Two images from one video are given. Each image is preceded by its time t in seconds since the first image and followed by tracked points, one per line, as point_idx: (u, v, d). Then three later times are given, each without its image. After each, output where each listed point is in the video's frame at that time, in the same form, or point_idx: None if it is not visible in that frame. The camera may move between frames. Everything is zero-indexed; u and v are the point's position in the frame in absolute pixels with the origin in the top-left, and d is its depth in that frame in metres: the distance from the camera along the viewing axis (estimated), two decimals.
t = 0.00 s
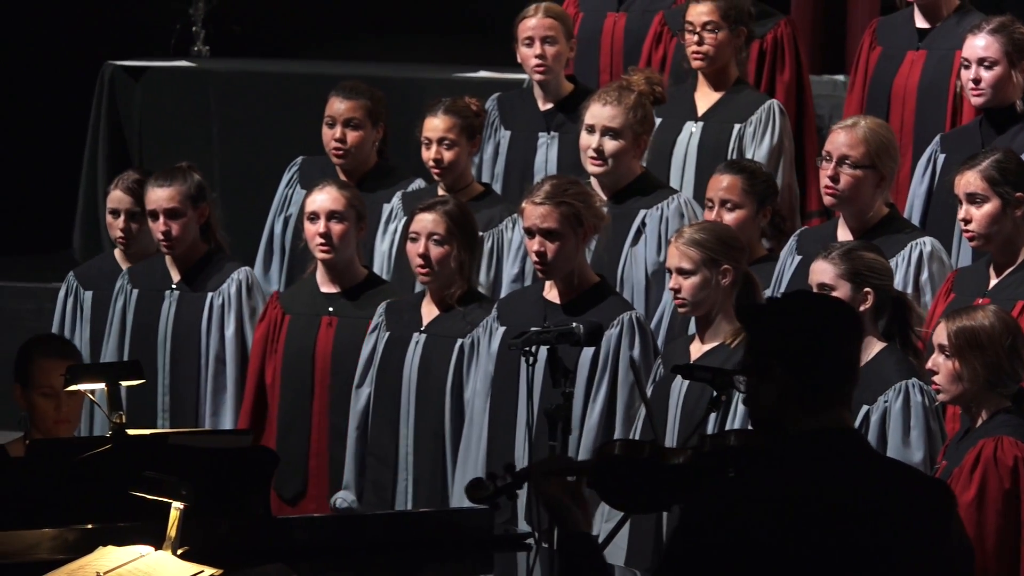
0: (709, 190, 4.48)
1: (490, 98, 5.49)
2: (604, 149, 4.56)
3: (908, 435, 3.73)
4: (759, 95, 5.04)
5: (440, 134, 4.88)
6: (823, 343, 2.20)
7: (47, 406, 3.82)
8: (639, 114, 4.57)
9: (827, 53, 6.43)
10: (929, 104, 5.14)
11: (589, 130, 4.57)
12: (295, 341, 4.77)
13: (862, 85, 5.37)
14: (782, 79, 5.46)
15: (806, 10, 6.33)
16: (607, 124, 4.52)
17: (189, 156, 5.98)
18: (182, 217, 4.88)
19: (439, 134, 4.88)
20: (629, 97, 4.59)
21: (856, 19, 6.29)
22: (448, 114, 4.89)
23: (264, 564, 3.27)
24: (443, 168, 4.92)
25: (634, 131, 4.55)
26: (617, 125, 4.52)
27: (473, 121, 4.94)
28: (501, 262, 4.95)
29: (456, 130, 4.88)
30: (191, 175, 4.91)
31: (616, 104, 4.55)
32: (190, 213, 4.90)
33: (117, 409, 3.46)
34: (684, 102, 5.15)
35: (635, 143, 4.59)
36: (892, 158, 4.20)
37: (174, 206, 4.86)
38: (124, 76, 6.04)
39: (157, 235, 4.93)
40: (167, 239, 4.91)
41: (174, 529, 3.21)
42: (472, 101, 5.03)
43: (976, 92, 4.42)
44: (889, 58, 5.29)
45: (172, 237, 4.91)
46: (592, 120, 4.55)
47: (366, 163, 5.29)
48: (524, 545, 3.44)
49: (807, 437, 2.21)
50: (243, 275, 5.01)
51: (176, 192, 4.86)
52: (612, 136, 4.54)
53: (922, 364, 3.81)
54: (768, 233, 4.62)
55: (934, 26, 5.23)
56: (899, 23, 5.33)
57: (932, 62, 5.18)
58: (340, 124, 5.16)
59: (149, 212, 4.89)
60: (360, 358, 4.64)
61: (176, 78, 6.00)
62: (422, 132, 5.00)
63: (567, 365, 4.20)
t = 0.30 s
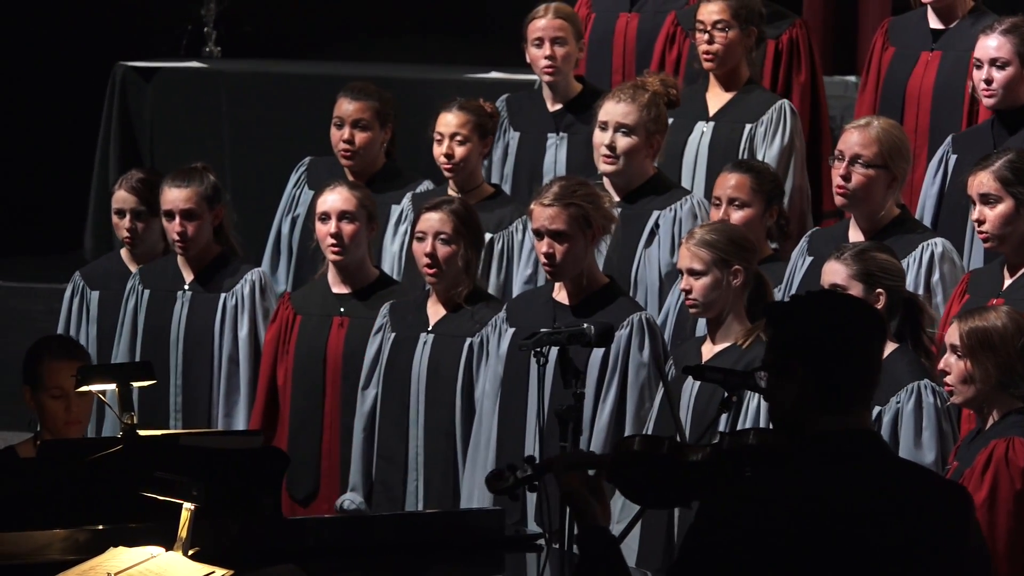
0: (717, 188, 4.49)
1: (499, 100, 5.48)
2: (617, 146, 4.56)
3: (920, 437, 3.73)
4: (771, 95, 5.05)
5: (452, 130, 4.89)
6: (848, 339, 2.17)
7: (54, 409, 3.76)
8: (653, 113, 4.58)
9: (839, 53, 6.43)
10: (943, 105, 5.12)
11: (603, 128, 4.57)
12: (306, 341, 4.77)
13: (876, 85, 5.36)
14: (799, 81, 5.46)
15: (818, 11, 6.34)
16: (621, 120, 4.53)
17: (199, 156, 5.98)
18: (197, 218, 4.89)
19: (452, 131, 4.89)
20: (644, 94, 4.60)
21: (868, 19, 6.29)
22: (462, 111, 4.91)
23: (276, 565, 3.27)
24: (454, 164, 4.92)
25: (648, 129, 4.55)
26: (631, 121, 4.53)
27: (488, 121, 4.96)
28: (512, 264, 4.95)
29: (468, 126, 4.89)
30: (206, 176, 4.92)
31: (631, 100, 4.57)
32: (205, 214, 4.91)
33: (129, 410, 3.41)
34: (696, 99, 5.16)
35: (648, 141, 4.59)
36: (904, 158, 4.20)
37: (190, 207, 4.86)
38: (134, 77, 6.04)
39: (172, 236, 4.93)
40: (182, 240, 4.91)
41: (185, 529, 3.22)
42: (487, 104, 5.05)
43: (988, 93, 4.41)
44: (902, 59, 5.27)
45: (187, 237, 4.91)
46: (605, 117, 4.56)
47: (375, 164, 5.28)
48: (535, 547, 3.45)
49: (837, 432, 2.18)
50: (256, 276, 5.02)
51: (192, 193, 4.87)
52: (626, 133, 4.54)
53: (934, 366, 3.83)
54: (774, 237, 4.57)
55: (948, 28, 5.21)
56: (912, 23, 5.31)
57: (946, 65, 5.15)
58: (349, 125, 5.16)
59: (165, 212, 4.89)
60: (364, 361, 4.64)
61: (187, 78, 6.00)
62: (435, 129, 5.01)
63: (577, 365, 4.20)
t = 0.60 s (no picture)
0: (717, 189, 4.49)
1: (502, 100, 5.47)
2: (627, 147, 4.56)
3: (925, 437, 3.78)
4: (775, 95, 5.05)
5: (456, 130, 4.88)
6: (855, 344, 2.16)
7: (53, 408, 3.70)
8: (660, 112, 4.58)
9: (843, 54, 6.44)
10: (951, 107, 5.11)
11: (610, 130, 4.56)
12: (308, 340, 4.78)
13: (882, 85, 5.34)
14: (805, 82, 5.46)
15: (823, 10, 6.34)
16: (630, 122, 4.52)
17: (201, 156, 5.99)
18: (203, 219, 4.89)
19: (455, 130, 4.88)
20: (650, 95, 4.60)
21: (873, 18, 6.29)
22: (466, 111, 4.90)
23: (281, 566, 3.26)
24: (458, 164, 4.91)
25: (655, 129, 4.56)
26: (639, 122, 4.52)
27: (491, 121, 4.95)
28: (514, 265, 4.96)
29: (472, 126, 4.88)
30: (212, 176, 4.91)
31: (638, 101, 4.55)
32: (210, 215, 4.90)
33: (133, 409, 3.43)
34: (699, 100, 5.14)
35: (656, 141, 4.60)
36: (908, 160, 4.21)
37: (196, 208, 4.85)
38: (139, 78, 6.06)
39: (176, 237, 4.94)
40: (187, 240, 4.93)
41: (189, 529, 3.20)
42: (490, 104, 5.04)
43: (993, 94, 4.40)
44: (908, 60, 5.25)
45: (191, 239, 4.92)
46: (614, 120, 4.55)
47: (377, 163, 5.28)
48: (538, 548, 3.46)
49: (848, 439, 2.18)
50: (260, 277, 5.03)
51: (198, 194, 4.85)
52: (635, 135, 4.54)
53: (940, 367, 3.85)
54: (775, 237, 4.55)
55: (955, 29, 5.19)
56: (918, 24, 5.29)
57: (954, 66, 5.13)
58: (350, 126, 5.16)
59: (170, 212, 4.88)
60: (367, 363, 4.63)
61: (191, 78, 6.03)
62: (439, 129, 5.00)
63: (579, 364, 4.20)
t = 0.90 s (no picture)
0: (715, 192, 4.49)
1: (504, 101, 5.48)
2: (628, 143, 4.55)
3: (926, 437, 3.89)
4: (775, 95, 5.06)
5: (455, 131, 4.88)
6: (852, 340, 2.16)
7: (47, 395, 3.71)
8: (661, 110, 4.58)
9: (845, 54, 6.44)
10: (956, 106, 5.11)
11: (612, 126, 4.56)
12: (307, 339, 4.79)
13: (883, 84, 5.33)
14: (808, 82, 5.46)
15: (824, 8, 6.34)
16: (630, 117, 4.52)
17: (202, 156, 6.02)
18: (204, 218, 4.89)
19: (454, 131, 4.88)
20: (651, 92, 4.60)
21: (875, 18, 6.29)
22: (465, 111, 4.90)
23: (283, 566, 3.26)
24: (457, 165, 4.92)
25: (658, 124, 4.55)
26: (641, 118, 4.52)
27: (490, 121, 4.95)
28: (513, 265, 4.97)
29: (471, 127, 4.89)
30: (214, 176, 4.92)
31: (640, 97, 4.56)
32: (211, 214, 4.90)
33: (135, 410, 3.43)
34: (699, 99, 5.15)
35: (657, 138, 4.59)
36: (910, 160, 4.22)
37: (198, 206, 4.86)
38: (140, 77, 6.11)
39: (177, 236, 4.92)
40: (187, 238, 4.91)
41: (190, 529, 3.18)
42: (489, 104, 5.03)
43: (996, 94, 4.40)
44: (912, 59, 5.25)
45: (192, 237, 4.91)
46: (614, 116, 4.55)
47: (377, 163, 5.29)
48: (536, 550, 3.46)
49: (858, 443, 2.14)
50: (259, 276, 5.03)
51: (200, 192, 4.86)
52: (637, 130, 4.53)
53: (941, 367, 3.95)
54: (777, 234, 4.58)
55: (958, 29, 5.17)
56: (920, 23, 5.28)
57: (958, 66, 5.12)
58: (349, 125, 5.16)
59: (171, 210, 4.88)
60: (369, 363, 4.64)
61: (192, 79, 6.05)
62: (437, 128, 5.00)
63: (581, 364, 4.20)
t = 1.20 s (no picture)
0: (718, 193, 4.49)
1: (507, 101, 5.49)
2: (628, 142, 4.55)
3: (929, 437, 3.91)
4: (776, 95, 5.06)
5: (452, 131, 4.89)
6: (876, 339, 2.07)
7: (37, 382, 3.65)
8: (660, 107, 4.57)
9: (846, 54, 6.44)
10: (960, 106, 5.10)
11: (611, 126, 4.58)
12: (303, 337, 4.77)
13: (884, 85, 5.33)
14: (810, 82, 5.46)
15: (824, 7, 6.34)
16: (629, 116, 4.53)
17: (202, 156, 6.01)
18: (204, 215, 4.89)
19: (452, 131, 4.89)
20: (649, 91, 4.61)
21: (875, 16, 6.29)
22: (463, 112, 4.90)
23: (283, 565, 3.26)
24: (456, 165, 4.92)
25: (657, 123, 4.55)
26: (640, 117, 4.52)
27: (488, 122, 4.95)
28: (513, 266, 4.98)
29: (469, 127, 4.89)
30: (216, 176, 4.92)
31: (638, 96, 4.57)
32: (211, 212, 4.90)
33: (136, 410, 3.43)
34: (701, 98, 5.16)
35: (658, 136, 4.58)
36: (912, 160, 4.22)
37: (200, 204, 4.86)
38: (142, 77, 6.12)
39: (176, 233, 4.92)
40: (187, 236, 4.91)
41: (190, 530, 3.17)
42: (487, 104, 5.03)
43: (998, 96, 4.34)
44: (913, 59, 5.24)
45: (192, 234, 4.90)
46: (614, 116, 4.57)
47: (379, 163, 5.31)
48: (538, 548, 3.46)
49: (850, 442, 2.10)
50: (259, 277, 5.04)
51: (201, 190, 4.86)
52: (637, 129, 4.53)
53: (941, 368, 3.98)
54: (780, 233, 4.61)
55: (961, 29, 5.17)
56: (921, 23, 5.28)
57: (961, 67, 5.11)
58: (351, 122, 5.16)
59: (171, 207, 4.88)
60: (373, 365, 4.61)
61: (193, 79, 6.05)
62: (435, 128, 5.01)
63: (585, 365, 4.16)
